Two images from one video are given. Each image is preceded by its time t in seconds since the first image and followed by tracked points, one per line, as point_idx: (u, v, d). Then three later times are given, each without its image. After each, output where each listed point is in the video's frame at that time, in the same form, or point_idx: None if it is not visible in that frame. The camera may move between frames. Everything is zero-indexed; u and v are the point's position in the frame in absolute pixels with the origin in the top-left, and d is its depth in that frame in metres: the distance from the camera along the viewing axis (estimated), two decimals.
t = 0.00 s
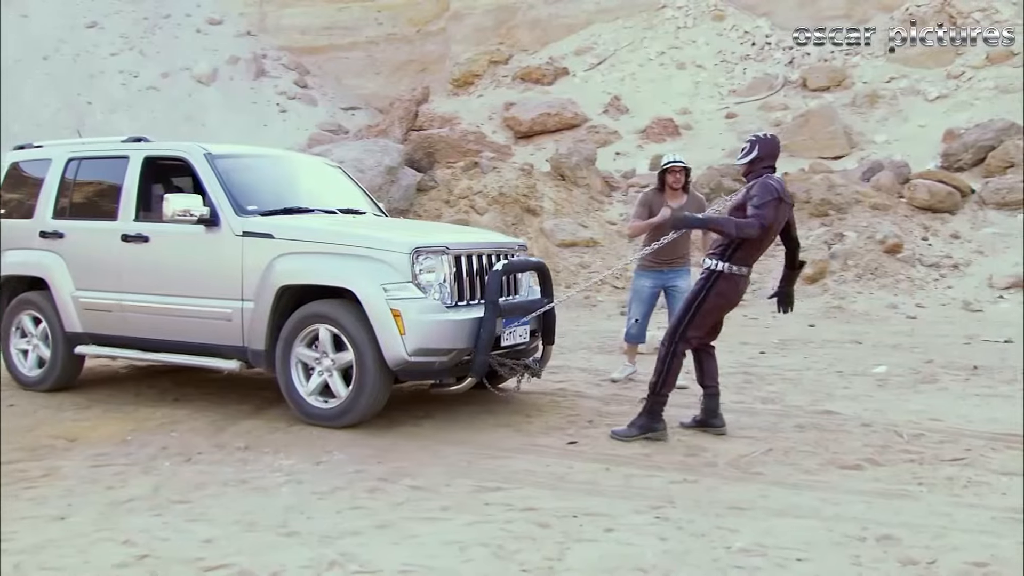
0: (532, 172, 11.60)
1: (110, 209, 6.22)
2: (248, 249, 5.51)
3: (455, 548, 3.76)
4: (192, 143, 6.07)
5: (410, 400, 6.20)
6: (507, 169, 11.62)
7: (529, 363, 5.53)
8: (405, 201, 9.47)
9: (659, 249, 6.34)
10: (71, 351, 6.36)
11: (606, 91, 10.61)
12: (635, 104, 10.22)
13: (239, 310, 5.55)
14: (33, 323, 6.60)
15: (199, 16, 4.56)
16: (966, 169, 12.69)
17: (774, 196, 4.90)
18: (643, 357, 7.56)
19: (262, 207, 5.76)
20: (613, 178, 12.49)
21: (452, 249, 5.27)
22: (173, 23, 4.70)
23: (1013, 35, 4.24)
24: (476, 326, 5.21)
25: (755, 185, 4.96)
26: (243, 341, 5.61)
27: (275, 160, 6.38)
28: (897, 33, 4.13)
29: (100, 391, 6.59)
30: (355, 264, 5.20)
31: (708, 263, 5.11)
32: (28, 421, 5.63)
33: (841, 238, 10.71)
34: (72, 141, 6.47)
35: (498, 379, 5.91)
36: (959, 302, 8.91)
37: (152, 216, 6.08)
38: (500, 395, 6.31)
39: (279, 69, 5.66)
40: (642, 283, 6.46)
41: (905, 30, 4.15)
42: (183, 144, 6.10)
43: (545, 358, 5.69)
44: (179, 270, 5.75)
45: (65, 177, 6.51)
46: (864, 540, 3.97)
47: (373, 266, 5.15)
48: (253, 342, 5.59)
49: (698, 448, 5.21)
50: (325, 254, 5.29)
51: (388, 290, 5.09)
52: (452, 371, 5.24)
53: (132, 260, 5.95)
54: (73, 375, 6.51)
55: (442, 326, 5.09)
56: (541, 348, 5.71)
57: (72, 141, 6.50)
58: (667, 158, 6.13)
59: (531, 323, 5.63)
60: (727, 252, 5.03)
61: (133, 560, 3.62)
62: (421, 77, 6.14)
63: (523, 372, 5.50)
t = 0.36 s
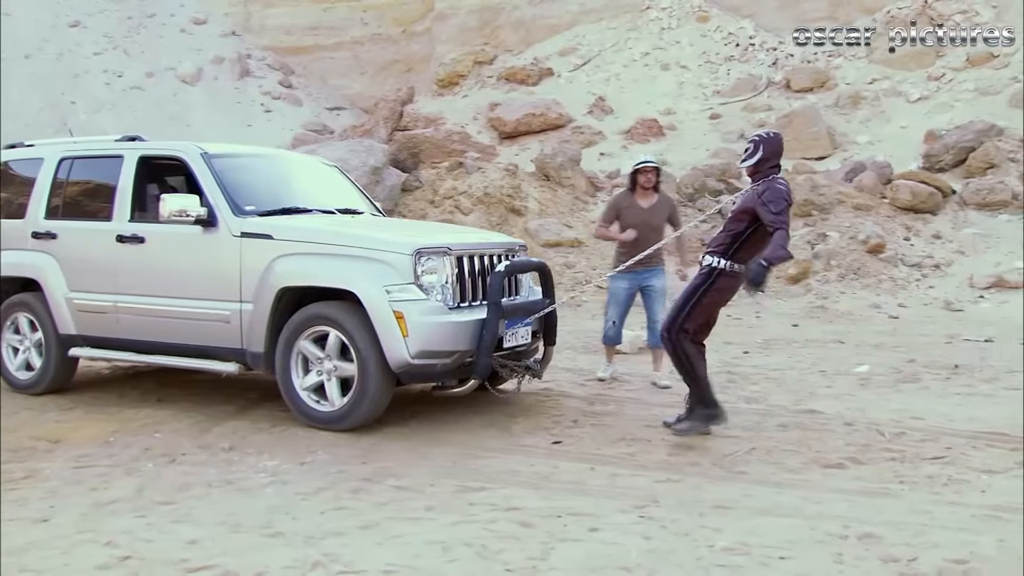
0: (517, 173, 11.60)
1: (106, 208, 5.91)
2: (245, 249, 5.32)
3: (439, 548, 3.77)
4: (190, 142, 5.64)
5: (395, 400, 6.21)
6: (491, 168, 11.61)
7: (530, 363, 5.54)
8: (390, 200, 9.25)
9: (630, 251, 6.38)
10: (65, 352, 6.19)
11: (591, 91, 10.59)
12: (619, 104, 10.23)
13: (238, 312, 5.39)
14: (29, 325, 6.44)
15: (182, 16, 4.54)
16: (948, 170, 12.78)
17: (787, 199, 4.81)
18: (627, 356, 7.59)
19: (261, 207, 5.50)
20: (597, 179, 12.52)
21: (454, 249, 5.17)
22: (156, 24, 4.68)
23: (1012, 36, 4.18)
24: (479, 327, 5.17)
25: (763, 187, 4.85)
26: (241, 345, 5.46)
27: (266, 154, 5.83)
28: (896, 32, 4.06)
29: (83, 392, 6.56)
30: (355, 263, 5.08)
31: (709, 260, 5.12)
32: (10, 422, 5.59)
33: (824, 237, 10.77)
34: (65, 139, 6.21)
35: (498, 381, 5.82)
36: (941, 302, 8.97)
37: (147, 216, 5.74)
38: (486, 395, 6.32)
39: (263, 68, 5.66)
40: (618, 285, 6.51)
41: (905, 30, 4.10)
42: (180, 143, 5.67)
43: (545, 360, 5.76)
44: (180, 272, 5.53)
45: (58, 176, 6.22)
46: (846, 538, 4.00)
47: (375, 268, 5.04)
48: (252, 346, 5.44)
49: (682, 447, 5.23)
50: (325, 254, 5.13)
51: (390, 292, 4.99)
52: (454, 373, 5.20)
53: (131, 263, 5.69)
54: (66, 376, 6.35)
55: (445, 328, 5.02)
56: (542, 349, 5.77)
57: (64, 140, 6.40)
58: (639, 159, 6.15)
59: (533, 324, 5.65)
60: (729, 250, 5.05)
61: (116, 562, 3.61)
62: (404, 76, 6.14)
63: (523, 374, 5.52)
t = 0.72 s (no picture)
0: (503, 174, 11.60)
1: (107, 208, 5.97)
2: (251, 251, 5.33)
3: (426, 548, 3.78)
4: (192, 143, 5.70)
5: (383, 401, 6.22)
6: (478, 169, 11.61)
7: (539, 366, 5.57)
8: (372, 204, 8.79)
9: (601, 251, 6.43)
10: (64, 354, 6.16)
11: (577, 92, 10.61)
12: (606, 105, 10.25)
13: (243, 315, 5.36)
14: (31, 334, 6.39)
15: (169, 15, 4.56)
16: (932, 170, 12.87)
17: (796, 197, 4.72)
18: (612, 356, 7.62)
19: (265, 208, 5.56)
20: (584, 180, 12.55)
21: (464, 251, 5.22)
22: (143, 24, 4.70)
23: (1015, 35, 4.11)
24: (490, 329, 5.19)
25: (772, 184, 4.77)
26: (247, 348, 5.42)
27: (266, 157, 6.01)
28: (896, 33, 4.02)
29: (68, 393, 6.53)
30: (364, 267, 5.07)
31: (718, 261, 5.00)
32: None
33: (809, 238, 10.83)
34: (62, 139, 6.22)
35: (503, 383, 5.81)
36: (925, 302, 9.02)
37: (149, 217, 5.79)
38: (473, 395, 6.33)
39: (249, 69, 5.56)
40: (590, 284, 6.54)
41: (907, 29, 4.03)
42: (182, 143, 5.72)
43: (552, 362, 5.81)
44: (182, 274, 5.53)
45: (58, 176, 6.26)
46: (830, 537, 4.03)
47: (385, 271, 5.02)
48: (257, 349, 5.39)
49: (668, 447, 5.26)
50: (334, 257, 5.13)
51: (400, 296, 4.97)
52: (465, 376, 5.19)
53: (132, 264, 5.71)
54: (66, 379, 6.29)
55: (456, 332, 5.02)
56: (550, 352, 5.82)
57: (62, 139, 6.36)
58: (605, 160, 6.26)
59: (542, 326, 5.73)
60: (738, 249, 4.94)
61: (101, 563, 3.60)
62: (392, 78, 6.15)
63: (532, 377, 5.56)
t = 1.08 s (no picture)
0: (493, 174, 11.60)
1: (113, 209, 6.22)
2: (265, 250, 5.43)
3: (415, 548, 3.78)
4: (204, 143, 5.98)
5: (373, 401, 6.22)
6: (467, 169, 11.60)
7: (553, 367, 5.64)
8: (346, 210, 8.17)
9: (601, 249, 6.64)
10: (69, 357, 6.35)
11: (567, 92, 10.61)
12: (595, 106, 10.26)
13: (254, 315, 5.51)
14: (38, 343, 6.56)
15: (157, 14, 4.61)
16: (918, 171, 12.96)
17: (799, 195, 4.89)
18: (602, 357, 7.64)
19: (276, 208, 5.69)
20: (573, 180, 12.59)
21: (480, 251, 5.27)
22: (133, 23, 4.74)
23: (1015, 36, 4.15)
24: (507, 331, 5.28)
25: (781, 184, 4.97)
26: (258, 347, 5.57)
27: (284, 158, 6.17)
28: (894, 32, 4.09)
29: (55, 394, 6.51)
30: (381, 266, 5.13)
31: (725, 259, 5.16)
32: None
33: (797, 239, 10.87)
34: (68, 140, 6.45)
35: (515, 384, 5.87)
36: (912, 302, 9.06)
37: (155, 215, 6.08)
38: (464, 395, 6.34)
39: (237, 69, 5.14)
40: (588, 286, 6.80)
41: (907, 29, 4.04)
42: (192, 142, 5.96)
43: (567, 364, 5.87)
44: (190, 271, 5.69)
45: (61, 177, 6.54)
46: (818, 536, 4.05)
47: (402, 272, 5.10)
48: (268, 347, 5.55)
49: (657, 447, 5.27)
50: (350, 257, 5.20)
51: (417, 296, 5.05)
52: (482, 376, 5.28)
53: (138, 262, 5.92)
54: (66, 385, 6.46)
55: (472, 331, 5.11)
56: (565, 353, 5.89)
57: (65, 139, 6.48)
58: (605, 163, 6.29)
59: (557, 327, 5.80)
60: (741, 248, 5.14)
61: (88, 564, 3.59)
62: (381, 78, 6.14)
63: (547, 378, 5.62)
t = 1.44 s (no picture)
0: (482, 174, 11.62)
1: (117, 209, 5.92)
2: (273, 252, 5.29)
3: (403, 548, 3.79)
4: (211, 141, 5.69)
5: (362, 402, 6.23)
6: (456, 169, 11.62)
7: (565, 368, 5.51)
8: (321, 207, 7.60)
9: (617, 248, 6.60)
10: (73, 358, 6.09)
11: (556, 93, 10.64)
12: (584, 106, 10.29)
13: (264, 317, 5.32)
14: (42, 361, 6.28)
15: (145, 15, 4.61)
16: (904, 172, 13.04)
17: (830, 187, 4.77)
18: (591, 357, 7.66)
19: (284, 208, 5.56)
20: (561, 180, 12.62)
21: (493, 251, 5.21)
22: (121, 23, 4.76)
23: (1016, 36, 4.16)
24: (523, 332, 5.17)
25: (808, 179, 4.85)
26: (268, 351, 5.38)
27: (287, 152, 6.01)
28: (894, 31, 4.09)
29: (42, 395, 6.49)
30: (395, 267, 5.03)
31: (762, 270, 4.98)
32: None
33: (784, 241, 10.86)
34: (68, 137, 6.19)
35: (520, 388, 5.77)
36: (899, 302, 9.13)
37: (160, 216, 5.77)
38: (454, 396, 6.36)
39: (228, 68, 5.30)
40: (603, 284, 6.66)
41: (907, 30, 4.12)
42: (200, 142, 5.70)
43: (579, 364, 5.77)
44: (199, 275, 5.48)
45: (63, 177, 6.22)
46: (804, 534, 4.07)
47: (416, 272, 4.99)
48: (278, 351, 5.36)
49: (645, 446, 5.29)
50: (363, 257, 5.09)
51: (432, 297, 4.93)
52: (498, 378, 5.16)
53: (145, 263, 5.67)
54: (71, 387, 6.18)
55: (487, 333, 4.98)
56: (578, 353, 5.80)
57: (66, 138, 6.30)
58: (628, 163, 6.41)
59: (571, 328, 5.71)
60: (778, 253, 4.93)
61: (75, 566, 3.58)
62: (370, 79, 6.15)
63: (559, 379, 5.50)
